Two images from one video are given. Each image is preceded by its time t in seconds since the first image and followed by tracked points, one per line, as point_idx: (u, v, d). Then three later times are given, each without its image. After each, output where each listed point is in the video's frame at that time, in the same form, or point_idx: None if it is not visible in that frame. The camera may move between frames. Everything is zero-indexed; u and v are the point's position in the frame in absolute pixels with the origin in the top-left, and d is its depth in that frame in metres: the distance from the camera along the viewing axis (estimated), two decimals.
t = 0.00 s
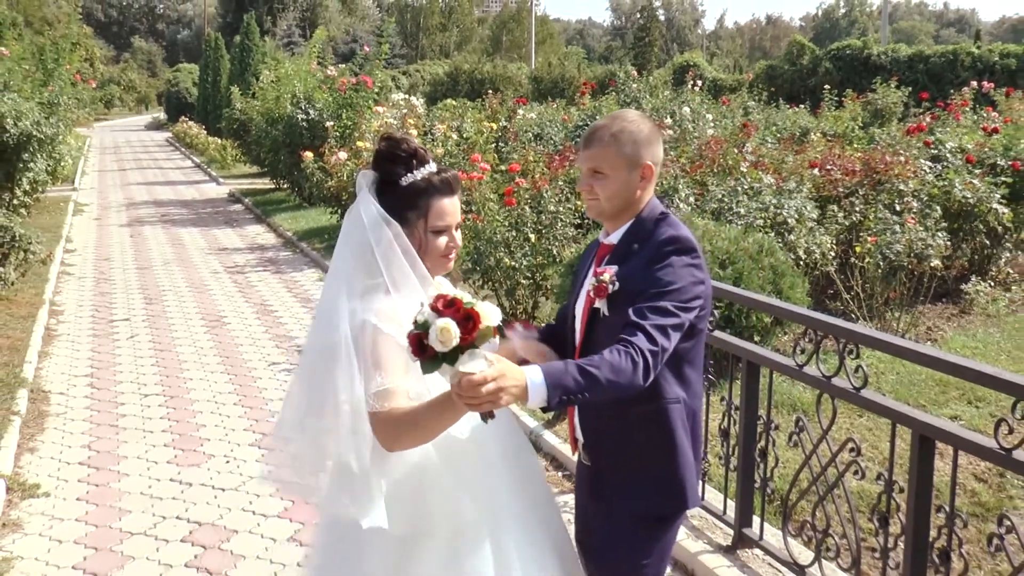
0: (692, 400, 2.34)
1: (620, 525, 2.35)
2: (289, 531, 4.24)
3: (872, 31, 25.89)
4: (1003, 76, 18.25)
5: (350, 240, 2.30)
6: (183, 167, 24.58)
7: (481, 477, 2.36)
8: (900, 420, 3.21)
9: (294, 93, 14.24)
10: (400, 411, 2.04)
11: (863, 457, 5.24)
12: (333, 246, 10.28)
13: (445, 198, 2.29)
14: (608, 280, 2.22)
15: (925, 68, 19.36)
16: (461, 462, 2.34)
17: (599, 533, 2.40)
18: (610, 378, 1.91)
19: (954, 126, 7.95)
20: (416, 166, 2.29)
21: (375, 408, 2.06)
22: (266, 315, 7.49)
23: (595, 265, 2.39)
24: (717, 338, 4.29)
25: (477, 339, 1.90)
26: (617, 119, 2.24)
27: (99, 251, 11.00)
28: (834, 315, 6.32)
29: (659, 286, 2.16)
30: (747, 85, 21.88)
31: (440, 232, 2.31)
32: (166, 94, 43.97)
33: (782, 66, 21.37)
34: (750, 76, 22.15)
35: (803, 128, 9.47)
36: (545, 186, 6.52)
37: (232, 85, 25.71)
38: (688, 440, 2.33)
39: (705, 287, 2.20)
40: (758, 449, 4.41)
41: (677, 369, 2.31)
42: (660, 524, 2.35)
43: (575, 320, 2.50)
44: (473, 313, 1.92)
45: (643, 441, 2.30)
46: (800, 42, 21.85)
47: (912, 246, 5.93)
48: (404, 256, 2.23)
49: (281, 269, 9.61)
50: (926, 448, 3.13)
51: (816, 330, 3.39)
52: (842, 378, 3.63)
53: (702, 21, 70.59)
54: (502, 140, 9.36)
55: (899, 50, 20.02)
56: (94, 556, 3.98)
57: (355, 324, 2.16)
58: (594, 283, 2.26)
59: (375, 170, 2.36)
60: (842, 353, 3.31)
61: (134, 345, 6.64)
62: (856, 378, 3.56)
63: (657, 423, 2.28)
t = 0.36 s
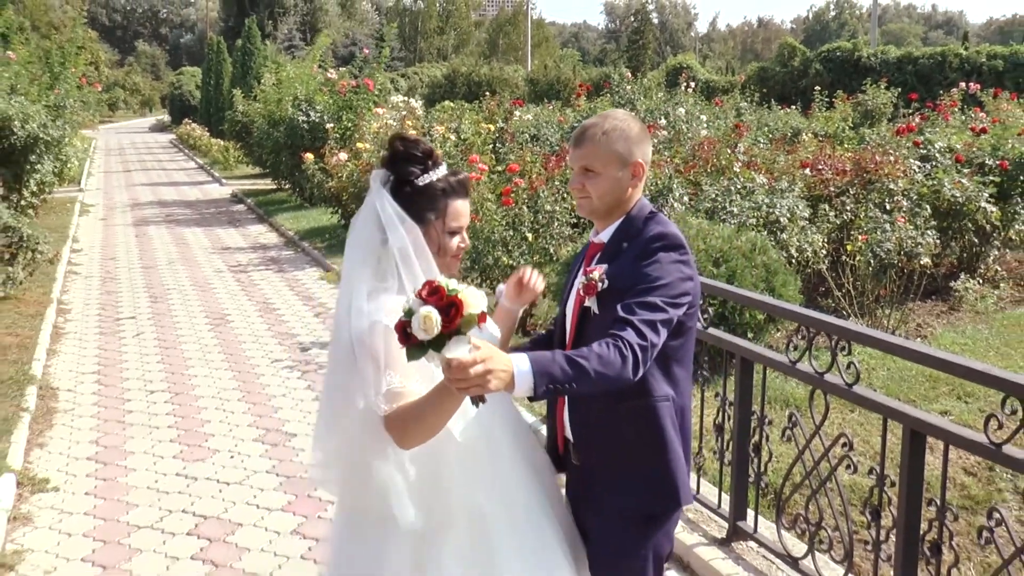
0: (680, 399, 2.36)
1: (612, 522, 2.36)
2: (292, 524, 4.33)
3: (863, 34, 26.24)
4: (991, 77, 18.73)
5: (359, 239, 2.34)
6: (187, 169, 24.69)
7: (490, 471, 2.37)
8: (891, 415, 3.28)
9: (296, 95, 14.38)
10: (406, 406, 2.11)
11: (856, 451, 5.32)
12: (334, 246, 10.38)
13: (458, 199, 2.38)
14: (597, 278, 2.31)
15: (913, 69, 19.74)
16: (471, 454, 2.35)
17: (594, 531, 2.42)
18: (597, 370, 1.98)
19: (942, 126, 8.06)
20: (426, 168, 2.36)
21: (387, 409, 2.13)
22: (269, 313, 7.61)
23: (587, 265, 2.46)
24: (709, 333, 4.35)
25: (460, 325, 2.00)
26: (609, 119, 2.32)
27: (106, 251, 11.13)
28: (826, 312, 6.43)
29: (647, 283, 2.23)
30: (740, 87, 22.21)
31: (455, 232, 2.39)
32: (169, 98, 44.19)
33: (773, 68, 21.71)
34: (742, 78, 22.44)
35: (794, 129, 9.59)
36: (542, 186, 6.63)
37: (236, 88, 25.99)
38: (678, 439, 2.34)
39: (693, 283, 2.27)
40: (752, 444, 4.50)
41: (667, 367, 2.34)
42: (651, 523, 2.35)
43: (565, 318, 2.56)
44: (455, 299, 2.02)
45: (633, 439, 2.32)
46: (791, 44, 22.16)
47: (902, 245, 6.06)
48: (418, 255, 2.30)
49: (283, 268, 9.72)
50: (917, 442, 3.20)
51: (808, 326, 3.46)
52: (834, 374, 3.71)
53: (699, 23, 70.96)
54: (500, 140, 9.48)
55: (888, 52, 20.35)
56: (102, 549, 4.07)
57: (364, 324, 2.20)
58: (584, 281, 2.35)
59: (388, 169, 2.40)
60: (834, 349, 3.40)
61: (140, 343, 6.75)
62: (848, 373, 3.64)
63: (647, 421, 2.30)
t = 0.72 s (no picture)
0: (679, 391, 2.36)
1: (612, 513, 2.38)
2: (301, 512, 4.41)
3: (860, 28, 26.39)
4: (985, 72, 18.99)
5: (377, 230, 2.43)
6: (196, 163, 24.83)
7: (503, 462, 2.44)
8: (890, 404, 3.34)
9: (304, 91, 14.52)
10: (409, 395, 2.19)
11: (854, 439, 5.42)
12: (342, 238, 10.49)
13: (474, 193, 2.46)
14: (597, 269, 2.27)
15: (910, 64, 19.96)
16: (483, 446, 2.44)
17: (595, 522, 2.44)
18: (596, 361, 1.97)
19: (938, 120, 8.16)
20: (444, 160, 2.45)
21: (393, 398, 2.22)
22: (278, 305, 7.73)
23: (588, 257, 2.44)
24: (710, 323, 4.47)
25: (460, 308, 2.05)
26: (612, 111, 2.28)
27: (118, 243, 11.27)
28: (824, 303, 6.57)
29: (645, 274, 2.19)
30: (739, 82, 22.39)
31: (469, 225, 2.47)
32: (181, 93, 44.40)
33: (773, 63, 21.91)
34: (741, 73, 22.62)
35: (793, 122, 9.70)
36: (547, 179, 6.76)
37: (244, 84, 26.15)
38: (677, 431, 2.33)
39: (691, 272, 2.23)
40: (752, 432, 4.59)
41: (666, 360, 2.33)
42: (649, 513, 2.37)
43: (567, 308, 2.53)
44: (455, 284, 2.07)
45: (631, 431, 2.30)
46: (790, 39, 22.35)
47: (898, 236, 6.17)
48: (433, 246, 2.38)
49: (292, 260, 9.84)
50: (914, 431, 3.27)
51: (808, 317, 3.54)
52: (833, 364, 3.80)
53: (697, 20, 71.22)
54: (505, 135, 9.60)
55: (886, 47, 20.54)
56: (115, 536, 4.15)
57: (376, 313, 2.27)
58: (584, 273, 2.32)
59: (407, 161, 2.49)
60: (833, 338, 3.49)
61: (152, 334, 6.88)
62: (846, 363, 3.74)
63: (644, 413, 2.28)
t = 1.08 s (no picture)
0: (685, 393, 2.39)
1: (618, 513, 2.43)
2: (314, 510, 4.49)
3: (859, 34, 26.56)
4: (983, 77, 18.85)
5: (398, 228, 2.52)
6: (210, 169, 25.00)
7: (517, 457, 2.52)
8: (893, 404, 3.39)
9: (313, 98, 14.69)
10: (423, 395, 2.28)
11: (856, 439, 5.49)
12: (353, 242, 10.60)
13: (492, 197, 2.55)
14: (602, 275, 2.33)
15: (909, 69, 20.18)
16: (497, 442, 2.52)
17: (601, 521, 2.51)
18: (600, 372, 2.05)
19: (936, 124, 8.26)
20: (464, 165, 2.54)
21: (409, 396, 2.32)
22: (290, 308, 7.85)
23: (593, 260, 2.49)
24: (714, 325, 4.58)
25: (460, 324, 2.14)
26: (616, 117, 2.32)
27: (134, 248, 11.43)
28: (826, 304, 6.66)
29: (648, 281, 2.24)
30: (741, 87, 22.59)
31: (486, 228, 2.55)
32: (195, 101, 44.78)
33: (774, 69, 22.13)
34: (743, 79, 22.81)
35: (794, 127, 9.79)
36: (552, 184, 6.88)
37: (256, 91, 26.43)
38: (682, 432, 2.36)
39: (694, 279, 2.27)
40: (756, 432, 4.67)
41: (671, 362, 2.36)
42: (653, 513, 2.41)
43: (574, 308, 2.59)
44: (454, 302, 2.15)
45: (636, 435, 2.35)
46: (791, 46, 22.60)
47: (899, 239, 6.27)
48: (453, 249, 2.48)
49: (304, 264, 9.96)
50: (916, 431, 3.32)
51: (809, 318, 3.63)
52: (835, 365, 3.88)
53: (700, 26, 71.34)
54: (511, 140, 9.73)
55: (885, 53, 20.77)
56: (133, 535, 4.24)
57: (397, 313, 2.38)
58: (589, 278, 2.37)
59: (427, 165, 2.59)
60: (835, 339, 3.56)
61: (167, 337, 7.01)
62: (848, 364, 3.82)
63: (649, 417, 2.32)
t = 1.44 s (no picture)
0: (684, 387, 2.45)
1: (620, 505, 2.49)
2: (324, 502, 4.56)
3: (858, 36, 26.81)
4: (979, 77, 19.53)
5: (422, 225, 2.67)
6: (221, 168, 25.15)
7: (523, 453, 2.61)
8: (892, 397, 3.47)
9: (321, 98, 14.82)
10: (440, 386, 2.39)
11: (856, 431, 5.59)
12: (361, 240, 10.72)
13: (509, 189, 2.66)
14: (603, 273, 2.37)
15: (907, 69, 20.40)
16: (503, 439, 2.61)
17: (604, 514, 2.57)
18: (605, 378, 2.13)
19: (934, 123, 8.36)
20: (482, 159, 2.66)
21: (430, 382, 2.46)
22: (301, 305, 7.96)
23: (593, 257, 2.54)
24: (717, 320, 4.67)
25: (472, 347, 2.17)
26: (618, 116, 2.37)
27: (147, 245, 11.56)
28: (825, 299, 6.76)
29: (650, 282, 2.29)
30: (742, 87, 22.75)
31: (501, 220, 2.65)
32: (206, 102, 45.00)
33: (775, 70, 22.31)
34: (744, 79, 22.98)
35: (795, 127, 9.90)
36: (557, 183, 7.01)
37: (266, 92, 26.69)
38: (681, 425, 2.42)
39: (693, 279, 2.33)
40: (757, 425, 4.76)
41: (672, 358, 2.42)
42: (655, 506, 2.47)
43: (575, 302, 2.65)
44: (465, 325, 2.18)
45: (636, 433, 2.40)
46: (791, 47, 22.81)
47: (896, 235, 6.39)
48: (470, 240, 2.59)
49: (313, 261, 10.07)
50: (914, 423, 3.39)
51: (810, 313, 3.72)
52: (835, 359, 3.97)
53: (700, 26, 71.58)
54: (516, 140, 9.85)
55: (884, 53, 20.99)
56: (147, 526, 4.31)
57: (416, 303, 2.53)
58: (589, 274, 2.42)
59: (447, 163, 2.72)
60: (835, 334, 3.65)
61: (180, 333, 7.13)
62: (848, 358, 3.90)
63: (648, 415, 2.38)
